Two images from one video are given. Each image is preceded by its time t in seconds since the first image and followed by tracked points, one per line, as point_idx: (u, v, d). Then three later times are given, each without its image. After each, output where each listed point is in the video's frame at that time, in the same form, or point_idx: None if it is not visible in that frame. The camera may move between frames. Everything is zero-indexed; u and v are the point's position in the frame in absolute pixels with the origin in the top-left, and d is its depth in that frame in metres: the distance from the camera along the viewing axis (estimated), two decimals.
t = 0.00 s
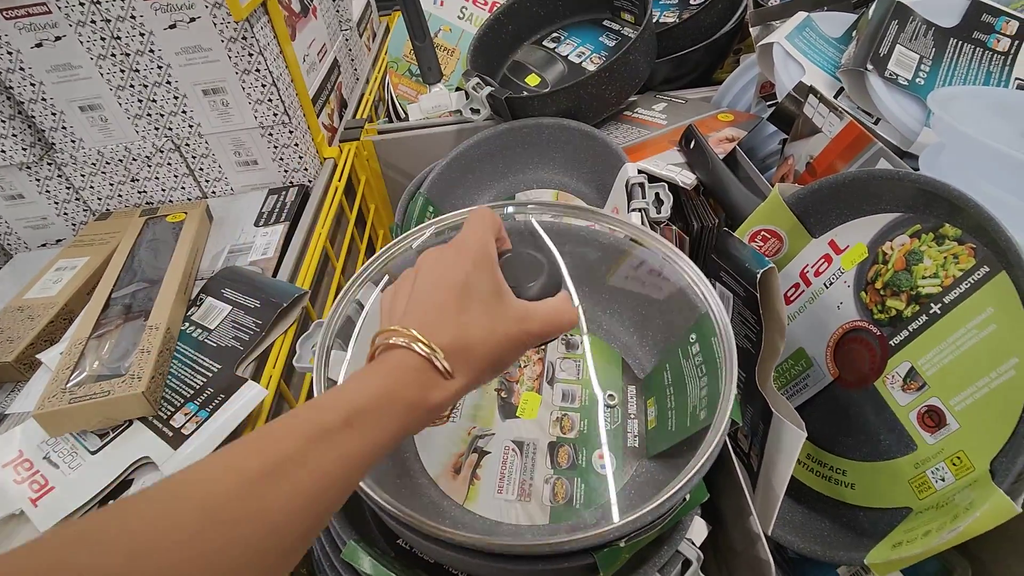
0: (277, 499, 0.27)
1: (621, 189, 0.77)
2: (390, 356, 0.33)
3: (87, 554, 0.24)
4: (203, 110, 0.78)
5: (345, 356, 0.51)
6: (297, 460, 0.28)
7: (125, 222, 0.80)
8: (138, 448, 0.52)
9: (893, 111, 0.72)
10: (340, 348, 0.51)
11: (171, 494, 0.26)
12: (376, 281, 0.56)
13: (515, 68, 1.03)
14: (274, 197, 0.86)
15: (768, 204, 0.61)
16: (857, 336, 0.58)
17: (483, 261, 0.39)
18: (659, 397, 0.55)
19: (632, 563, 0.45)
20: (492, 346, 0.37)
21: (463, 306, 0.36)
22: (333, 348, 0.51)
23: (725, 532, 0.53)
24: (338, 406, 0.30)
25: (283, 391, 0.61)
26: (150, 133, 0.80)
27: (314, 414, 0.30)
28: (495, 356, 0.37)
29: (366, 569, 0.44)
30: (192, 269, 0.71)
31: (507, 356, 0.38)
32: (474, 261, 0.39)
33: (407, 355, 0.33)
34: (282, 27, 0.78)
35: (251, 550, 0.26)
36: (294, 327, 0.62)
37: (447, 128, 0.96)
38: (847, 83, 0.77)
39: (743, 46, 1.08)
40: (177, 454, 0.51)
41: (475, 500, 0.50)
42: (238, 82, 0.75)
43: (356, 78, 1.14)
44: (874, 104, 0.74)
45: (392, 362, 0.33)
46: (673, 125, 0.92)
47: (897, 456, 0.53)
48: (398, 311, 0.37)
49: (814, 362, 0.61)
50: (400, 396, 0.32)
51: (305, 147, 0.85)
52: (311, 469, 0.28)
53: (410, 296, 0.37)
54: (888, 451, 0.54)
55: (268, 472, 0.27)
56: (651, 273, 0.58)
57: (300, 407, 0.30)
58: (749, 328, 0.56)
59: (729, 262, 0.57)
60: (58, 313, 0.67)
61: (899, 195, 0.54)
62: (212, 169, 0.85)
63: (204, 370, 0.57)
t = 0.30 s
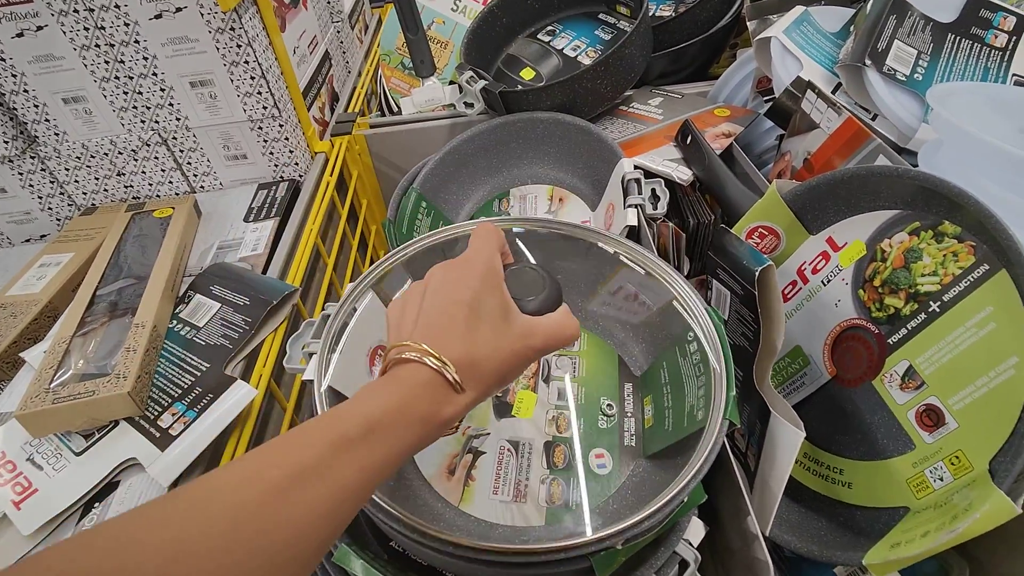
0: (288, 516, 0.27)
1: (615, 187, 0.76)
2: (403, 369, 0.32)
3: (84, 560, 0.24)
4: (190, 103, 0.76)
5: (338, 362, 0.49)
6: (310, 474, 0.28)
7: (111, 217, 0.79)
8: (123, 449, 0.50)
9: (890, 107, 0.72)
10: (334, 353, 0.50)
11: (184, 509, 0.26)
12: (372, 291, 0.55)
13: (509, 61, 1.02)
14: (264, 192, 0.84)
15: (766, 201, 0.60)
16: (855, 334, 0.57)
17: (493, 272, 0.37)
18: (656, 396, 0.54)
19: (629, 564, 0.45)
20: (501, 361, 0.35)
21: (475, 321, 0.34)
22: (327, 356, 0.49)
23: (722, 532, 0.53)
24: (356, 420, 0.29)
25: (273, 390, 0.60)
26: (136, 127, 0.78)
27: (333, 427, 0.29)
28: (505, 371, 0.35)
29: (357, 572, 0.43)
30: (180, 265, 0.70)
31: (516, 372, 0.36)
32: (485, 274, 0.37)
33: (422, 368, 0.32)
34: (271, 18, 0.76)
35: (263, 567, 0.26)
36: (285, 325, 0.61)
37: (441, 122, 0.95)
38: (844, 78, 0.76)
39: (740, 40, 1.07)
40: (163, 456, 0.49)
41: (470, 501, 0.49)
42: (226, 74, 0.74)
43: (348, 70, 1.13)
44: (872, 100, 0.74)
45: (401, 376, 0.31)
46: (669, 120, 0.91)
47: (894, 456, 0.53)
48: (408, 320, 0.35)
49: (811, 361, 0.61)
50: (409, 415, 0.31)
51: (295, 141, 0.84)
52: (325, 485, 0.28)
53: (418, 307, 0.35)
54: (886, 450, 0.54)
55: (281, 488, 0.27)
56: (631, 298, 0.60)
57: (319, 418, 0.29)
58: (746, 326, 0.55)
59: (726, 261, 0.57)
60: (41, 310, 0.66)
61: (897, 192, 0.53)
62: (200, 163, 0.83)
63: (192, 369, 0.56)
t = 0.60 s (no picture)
0: (291, 521, 0.26)
1: (623, 186, 0.75)
2: (418, 366, 0.31)
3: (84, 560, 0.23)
4: (194, 96, 0.76)
5: (349, 359, 0.49)
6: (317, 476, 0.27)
7: (115, 210, 0.78)
8: (124, 444, 0.50)
9: (901, 107, 0.71)
10: (344, 349, 0.49)
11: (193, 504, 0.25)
12: (380, 288, 0.55)
13: (515, 58, 1.01)
14: (267, 186, 0.84)
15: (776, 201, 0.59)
16: (865, 336, 0.57)
17: (510, 270, 0.36)
18: (663, 398, 0.53)
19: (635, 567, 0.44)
20: (517, 360, 0.34)
21: (493, 319, 0.34)
22: (339, 353, 0.48)
23: (729, 535, 0.52)
24: (367, 419, 0.29)
25: (276, 386, 0.59)
26: (140, 119, 0.77)
27: (342, 426, 0.28)
28: (521, 371, 0.35)
29: (361, 571, 0.42)
30: (183, 260, 0.69)
31: (531, 372, 0.36)
32: (501, 271, 0.36)
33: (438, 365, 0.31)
34: (277, 11, 0.76)
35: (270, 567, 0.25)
36: (289, 321, 0.61)
37: (446, 118, 0.94)
38: (856, 77, 0.75)
39: (749, 39, 1.06)
40: (165, 452, 0.48)
41: (474, 501, 0.48)
42: (231, 67, 0.73)
43: (352, 65, 1.12)
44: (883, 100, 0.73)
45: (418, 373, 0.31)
46: (677, 119, 0.90)
47: (904, 460, 0.52)
48: (423, 316, 0.34)
49: (820, 363, 0.61)
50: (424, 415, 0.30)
51: (300, 135, 0.83)
52: (333, 487, 0.27)
53: (433, 302, 0.35)
54: (895, 454, 0.53)
55: (285, 492, 0.26)
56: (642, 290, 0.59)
57: (329, 417, 0.29)
58: (755, 328, 0.55)
59: (736, 262, 0.56)
60: (43, 303, 0.65)
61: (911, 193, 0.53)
62: (204, 157, 0.83)
63: (195, 365, 0.55)
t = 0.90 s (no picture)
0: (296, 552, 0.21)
1: (638, 185, 0.75)
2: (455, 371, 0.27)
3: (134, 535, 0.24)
4: (216, 89, 0.77)
5: (367, 349, 0.50)
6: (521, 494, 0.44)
7: (136, 200, 0.79)
8: (147, 429, 0.51)
9: (919, 109, 0.71)
10: (363, 340, 0.50)
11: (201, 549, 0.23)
12: (398, 281, 0.56)
13: (531, 55, 1.01)
14: (285, 179, 0.85)
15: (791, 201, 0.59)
16: (879, 338, 0.56)
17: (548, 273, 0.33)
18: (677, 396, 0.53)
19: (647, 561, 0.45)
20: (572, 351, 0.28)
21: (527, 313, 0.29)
22: (358, 343, 0.49)
23: (740, 532, 0.52)
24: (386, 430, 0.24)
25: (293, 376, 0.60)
26: (162, 112, 0.78)
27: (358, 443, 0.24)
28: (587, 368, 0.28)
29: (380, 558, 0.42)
30: (203, 251, 0.70)
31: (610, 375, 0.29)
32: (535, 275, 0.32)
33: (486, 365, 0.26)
34: (298, 7, 0.77)
35: None
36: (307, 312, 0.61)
37: (462, 114, 0.95)
38: (874, 80, 0.75)
39: (765, 39, 1.06)
40: (187, 437, 0.49)
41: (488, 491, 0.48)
42: (253, 61, 0.74)
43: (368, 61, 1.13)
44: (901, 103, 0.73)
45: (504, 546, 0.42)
46: (692, 119, 0.90)
47: (916, 461, 0.52)
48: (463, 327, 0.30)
49: (832, 364, 0.60)
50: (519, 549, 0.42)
51: (318, 130, 0.84)
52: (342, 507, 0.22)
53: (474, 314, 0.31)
54: (907, 456, 0.53)
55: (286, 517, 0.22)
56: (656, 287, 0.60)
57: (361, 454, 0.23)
58: (769, 328, 0.55)
59: (751, 262, 0.56)
60: (66, 291, 0.66)
61: (928, 196, 0.53)
62: (223, 150, 0.84)
63: (215, 353, 0.56)
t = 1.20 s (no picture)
0: None
1: (662, 181, 0.75)
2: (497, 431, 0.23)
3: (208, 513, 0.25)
4: (247, 81, 0.78)
5: (400, 336, 0.50)
6: None
7: (167, 189, 0.81)
8: (182, 411, 0.52)
9: (949, 109, 0.70)
10: (396, 326, 0.51)
11: None
12: (427, 271, 0.56)
13: (556, 52, 1.01)
14: (311, 171, 0.86)
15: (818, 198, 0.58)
16: (906, 338, 0.56)
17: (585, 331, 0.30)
18: (703, 389, 0.53)
19: (673, 551, 0.45)
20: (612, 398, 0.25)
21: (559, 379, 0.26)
22: (392, 329, 0.50)
23: (766, 527, 0.53)
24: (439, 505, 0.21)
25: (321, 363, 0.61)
26: (193, 102, 0.80)
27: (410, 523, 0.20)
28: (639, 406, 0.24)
29: (416, 542, 0.42)
30: (233, 240, 0.71)
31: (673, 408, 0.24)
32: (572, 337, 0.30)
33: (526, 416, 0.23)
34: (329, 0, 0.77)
35: None
36: (336, 300, 0.62)
37: (486, 110, 0.95)
38: (903, 80, 0.75)
39: (789, 40, 1.06)
40: (221, 419, 0.50)
41: (516, 479, 0.49)
42: (283, 54, 0.75)
43: (392, 56, 1.14)
44: (931, 103, 0.73)
45: None
46: (717, 117, 0.91)
47: (944, 461, 0.53)
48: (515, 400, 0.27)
49: (858, 362, 0.61)
50: None
51: (345, 123, 0.85)
52: None
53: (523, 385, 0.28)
54: (934, 455, 0.53)
55: None
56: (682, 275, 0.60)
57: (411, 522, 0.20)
58: (796, 324, 0.55)
59: (778, 259, 0.56)
60: (100, 275, 0.68)
61: (960, 195, 0.53)
62: (251, 141, 0.85)
63: (246, 338, 0.57)
